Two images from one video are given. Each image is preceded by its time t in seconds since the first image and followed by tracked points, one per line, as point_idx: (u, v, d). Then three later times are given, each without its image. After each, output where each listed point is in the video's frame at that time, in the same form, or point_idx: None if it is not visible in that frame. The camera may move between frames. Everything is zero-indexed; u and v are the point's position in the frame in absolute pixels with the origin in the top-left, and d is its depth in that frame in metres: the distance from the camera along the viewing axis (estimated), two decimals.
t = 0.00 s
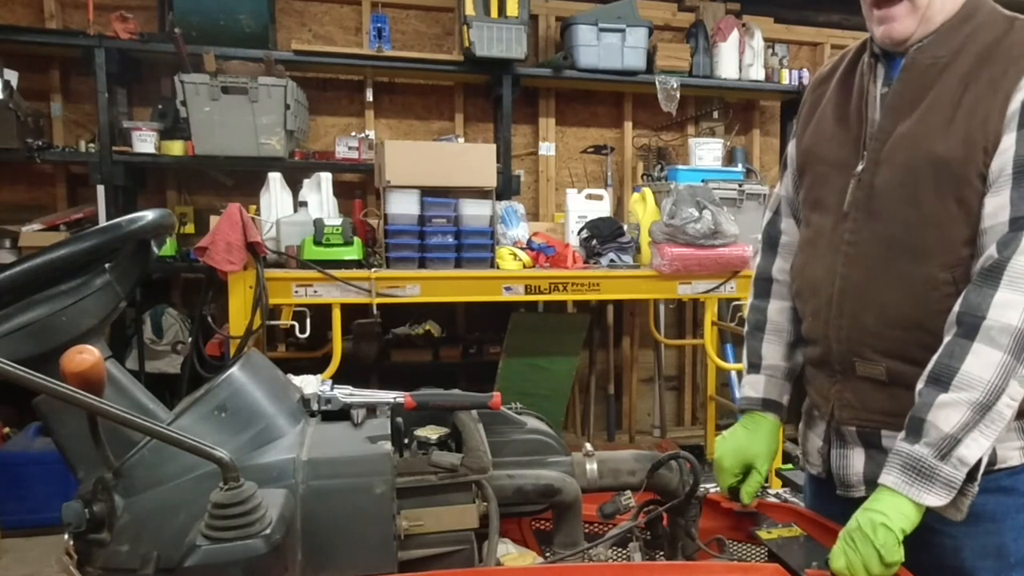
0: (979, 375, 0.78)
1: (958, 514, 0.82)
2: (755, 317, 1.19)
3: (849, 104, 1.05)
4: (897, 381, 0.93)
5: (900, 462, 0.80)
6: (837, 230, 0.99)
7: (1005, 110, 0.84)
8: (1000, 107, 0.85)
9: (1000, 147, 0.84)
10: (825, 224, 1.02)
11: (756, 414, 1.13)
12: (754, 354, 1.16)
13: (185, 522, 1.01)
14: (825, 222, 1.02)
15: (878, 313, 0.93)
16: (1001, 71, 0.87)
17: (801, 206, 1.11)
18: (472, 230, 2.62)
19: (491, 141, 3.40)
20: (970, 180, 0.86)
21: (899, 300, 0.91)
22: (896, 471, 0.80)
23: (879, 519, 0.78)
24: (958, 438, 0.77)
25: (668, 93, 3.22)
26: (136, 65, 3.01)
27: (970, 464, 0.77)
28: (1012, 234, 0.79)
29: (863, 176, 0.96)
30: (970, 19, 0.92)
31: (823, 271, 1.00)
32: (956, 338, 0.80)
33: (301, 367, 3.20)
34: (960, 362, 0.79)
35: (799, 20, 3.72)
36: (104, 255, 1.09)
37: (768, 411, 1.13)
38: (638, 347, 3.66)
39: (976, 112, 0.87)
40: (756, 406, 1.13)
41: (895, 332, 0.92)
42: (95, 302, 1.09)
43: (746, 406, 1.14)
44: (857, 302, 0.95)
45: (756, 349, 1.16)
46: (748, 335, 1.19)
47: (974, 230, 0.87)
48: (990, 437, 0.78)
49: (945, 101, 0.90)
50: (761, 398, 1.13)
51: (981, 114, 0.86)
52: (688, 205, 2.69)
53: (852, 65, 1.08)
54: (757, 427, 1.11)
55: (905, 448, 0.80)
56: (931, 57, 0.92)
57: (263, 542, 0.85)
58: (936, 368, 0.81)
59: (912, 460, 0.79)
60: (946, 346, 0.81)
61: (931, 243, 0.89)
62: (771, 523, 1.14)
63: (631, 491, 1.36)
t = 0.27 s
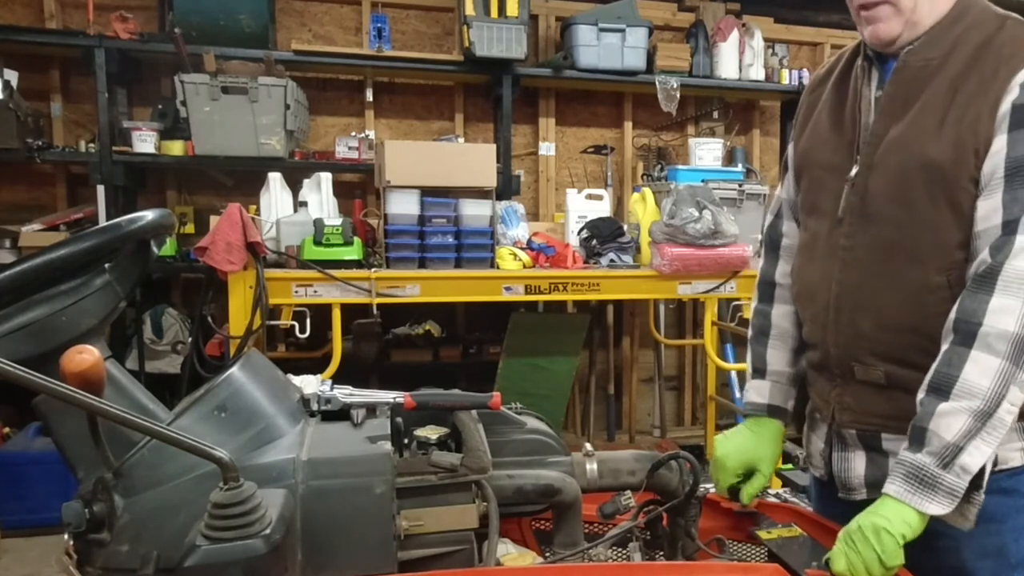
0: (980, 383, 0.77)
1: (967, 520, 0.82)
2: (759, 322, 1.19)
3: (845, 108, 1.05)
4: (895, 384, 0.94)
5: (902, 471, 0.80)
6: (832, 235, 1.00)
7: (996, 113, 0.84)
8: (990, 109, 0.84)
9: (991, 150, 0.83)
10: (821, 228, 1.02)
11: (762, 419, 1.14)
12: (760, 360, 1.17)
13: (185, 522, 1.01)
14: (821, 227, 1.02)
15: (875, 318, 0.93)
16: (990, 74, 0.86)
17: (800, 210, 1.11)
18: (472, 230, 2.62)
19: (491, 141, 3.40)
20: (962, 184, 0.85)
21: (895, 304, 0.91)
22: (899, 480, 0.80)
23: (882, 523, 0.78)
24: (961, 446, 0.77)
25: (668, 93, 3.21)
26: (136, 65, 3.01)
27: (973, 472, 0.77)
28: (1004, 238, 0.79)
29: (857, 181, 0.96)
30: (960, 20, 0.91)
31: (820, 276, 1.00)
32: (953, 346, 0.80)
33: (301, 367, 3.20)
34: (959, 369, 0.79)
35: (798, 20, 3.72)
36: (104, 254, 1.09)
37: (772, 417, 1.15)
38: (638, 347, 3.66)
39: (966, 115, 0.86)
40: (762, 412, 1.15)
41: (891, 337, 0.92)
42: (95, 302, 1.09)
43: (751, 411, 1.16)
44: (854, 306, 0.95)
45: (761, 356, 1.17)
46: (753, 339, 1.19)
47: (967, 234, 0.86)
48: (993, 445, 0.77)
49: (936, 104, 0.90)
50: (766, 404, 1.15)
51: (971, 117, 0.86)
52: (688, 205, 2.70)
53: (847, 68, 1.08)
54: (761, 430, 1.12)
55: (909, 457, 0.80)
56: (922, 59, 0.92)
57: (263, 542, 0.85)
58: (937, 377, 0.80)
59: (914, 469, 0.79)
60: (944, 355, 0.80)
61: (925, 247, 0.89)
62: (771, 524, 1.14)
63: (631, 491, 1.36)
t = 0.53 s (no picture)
0: (979, 383, 0.76)
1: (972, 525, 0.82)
2: (768, 333, 1.19)
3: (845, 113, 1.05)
4: (903, 393, 0.93)
5: (900, 473, 0.80)
6: (836, 245, 1.00)
7: (993, 117, 0.83)
8: (987, 114, 0.84)
9: (991, 153, 0.82)
10: (823, 238, 1.02)
11: (768, 430, 1.14)
12: (767, 373, 1.17)
13: (185, 522, 1.01)
14: (823, 236, 1.03)
15: (880, 327, 0.93)
16: (986, 77, 0.86)
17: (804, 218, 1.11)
18: (472, 230, 2.62)
19: (491, 141, 3.40)
20: (962, 191, 0.85)
21: (899, 314, 0.91)
22: (896, 481, 0.80)
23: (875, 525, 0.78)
24: (957, 447, 0.77)
25: (668, 93, 3.21)
26: (136, 65, 3.01)
27: (970, 474, 0.76)
28: (1003, 233, 0.78)
29: (857, 189, 0.96)
30: (955, 22, 0.90)
31: (825, 286, 1.00)
32: (956, 347, 0.80)
33: (301, 367, 3.20)
34: (958, 370, 0.78)
35: (799, 20, 3.72)
36: (103, 255, 1.09)
37: (779, 430, 1.14)
38: (638, 347, 3.66)
39: (964, 121, 0.86)
40: (768, 423, 1.15)
41: (898, 346, 0.92)
42: (95, 302, 1.09)
43: (756, 423, 1.16)
44: (860, 316, 0.95)
45: (768, 368, 1.17)
46: (761, 352, 1.19)
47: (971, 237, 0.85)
48: (991, 446, 0.76)
49: (933, 109, 0.89)
50: (772, 416, 1.15)
51: (969, 122, 0.85)
52: (688, 205, 2.69)
53: (846, 73, 1.07)
54: (766, 437, 1.13)
55: (905, 459, 0.80)
56: (919, 63, 0.91)
57: (262, 542, 0.85)
58: (938, 379, 0.80)
59: (911, 471, 0.79)
60: (947, 358, 0.80)
61: (926, 257, 0.89)
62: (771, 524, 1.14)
63: (631, 491, 1.36)
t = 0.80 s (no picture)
0: (958, 396, 0.76)
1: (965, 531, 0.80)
2: (766, 334, 1.19)
3: (846, 120, 1.05)
4: (907, 401, 0.93)
5: (884, 488, 0.80)
6: (836, 253, 0.99)
7: (988, 128, 0.83)
8: (982, 125, 0.83)
9: (979, 167, 0.83)
10: (823, 245, 1.03)
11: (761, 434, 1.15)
12: (764, 375, 1.17)
13: (185, 522, 1.01)
14: (823, 242, 1.03)
15: (885, 339, 0.93)
16: (982, 86, 0.85)
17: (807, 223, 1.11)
18: (472, 230, 2.62)
19: (491, 141, 3.40)
20: (957, 204, 0.85)
21: (901, 324, 0.91)
22: (880, 497, 0.79)
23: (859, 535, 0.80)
24: (938, 461, 0.76)
25: (668, 93, 3.21)
26: (136, 65, 3.01)
27: (952, 489, 0.75)
28: (983, 244, 0.79)
29: (856, 199, 0.96)
30: (954, 27, 0.89)
31: (826, 286, 1.00)
32: (939, 361, 0.80)
33: (301, 367, 3.20)
34: (939, 384, 0.78)
35: (799, 20, 3.72)
36: (103, 254, 1.08)
37: (774, 433, 1.15)
38: (638, 347, 3.66)
39: (961, 133, 0.85)
40: (762, 427, 1.15)
41: (903, 356, 0.92)
42: (95, 302, 1.09)
43: (751, 426, 1.16)
44: (864, 325, 0.95)
45: (766, 370, 1.17)
46: (759, 354, 1.19)
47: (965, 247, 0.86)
48: (974, 460, 0.75)
49: (930, 120, 0.88)
50: (768, 420, 1.15)
51: (965, 134, 0.85)
52: (688, 205, 2.69)
53: (848, 79, 1.07)
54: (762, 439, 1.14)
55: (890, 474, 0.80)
56: (917, 71, 0.90)
57: (262, 542, 0.85)
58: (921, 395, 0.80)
59: (893, 486, 0.78)
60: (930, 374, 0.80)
61: (926, 270, 0.89)
62: (771, 524, 1.14)
63: (631, 492, 1.36)
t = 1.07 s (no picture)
0: (960, 400, 0.76)
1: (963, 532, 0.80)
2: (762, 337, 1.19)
3: (838, 129, 1.05)
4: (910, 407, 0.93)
5: (881, 487, 0.80)
6: (834, 263, 1.00)
7: (980, 132, 0.83)
8: (973, 130, 0.83)
9: (976, 171, 0.82)
10: (823, 257, 1.03)
11: (765, 435, 1.14)
12: (768, 379, 1.17)
13: (185, 522, 1.01)
14: (823, 253, 1.03)
15: (885, 341, 0.93)
16: (973, 90, 0.85)
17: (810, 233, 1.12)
18: (472, 230, 2.62)
19: (491, 141, 3.40)
20: (952, 209, 0.85)
21: (900, 331, 0.92)
22: (876, 495, 0.80)
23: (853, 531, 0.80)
24: (938, 464, 0.76)
25: (668, 93, 3.21)
26: (136, 65, 3.01)
27: (949, 492, 0.75)
28: (987, 247, 0.78)
29: (850, 207, 0.96)
30: (942, 31, 0.89)
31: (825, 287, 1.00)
32: (940, 362, 0.79)
33: (301, 367, 3.20)
34: (941, 386, 0.78)
35: (799, 20, 3.72)
36: (103, 254, 1.08)
37: (775, 434, 1.14)
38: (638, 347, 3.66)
39: (953, 138, 0.85)
40: (765, 428, 1.15)
41: (903, 363, 0.92)
42: (95, 302, 1.09)
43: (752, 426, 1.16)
44: (862, 333, 0.95)
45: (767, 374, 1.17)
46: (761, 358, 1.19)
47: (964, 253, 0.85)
48: (973, 464, 0.75)
49: (921, 126, 0.88)
50: (768, 421, 1.15)
51: (957, 139, 0.85)
52: (688, 205, 2.69)
53: (836, 91, 1.07)
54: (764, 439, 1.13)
55: (887, 473, 0.80)
56: (907, 77, 0.90)
57: (262, 542, 0.85)
58: (921, 396, 0.80)
59: (891, 485, 0.78)
60: (930, 374, 0.80)
61: (921, 276, 0.89)
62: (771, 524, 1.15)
63: (631, 491, 1.36)
